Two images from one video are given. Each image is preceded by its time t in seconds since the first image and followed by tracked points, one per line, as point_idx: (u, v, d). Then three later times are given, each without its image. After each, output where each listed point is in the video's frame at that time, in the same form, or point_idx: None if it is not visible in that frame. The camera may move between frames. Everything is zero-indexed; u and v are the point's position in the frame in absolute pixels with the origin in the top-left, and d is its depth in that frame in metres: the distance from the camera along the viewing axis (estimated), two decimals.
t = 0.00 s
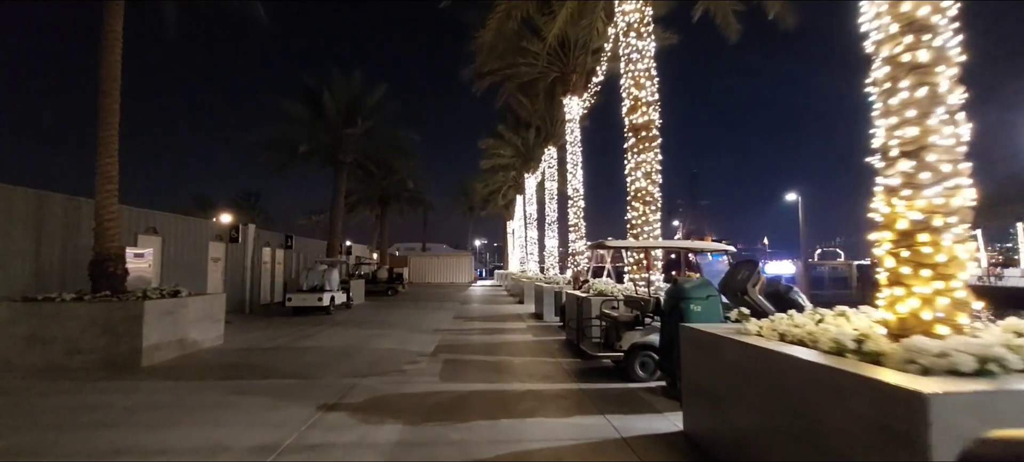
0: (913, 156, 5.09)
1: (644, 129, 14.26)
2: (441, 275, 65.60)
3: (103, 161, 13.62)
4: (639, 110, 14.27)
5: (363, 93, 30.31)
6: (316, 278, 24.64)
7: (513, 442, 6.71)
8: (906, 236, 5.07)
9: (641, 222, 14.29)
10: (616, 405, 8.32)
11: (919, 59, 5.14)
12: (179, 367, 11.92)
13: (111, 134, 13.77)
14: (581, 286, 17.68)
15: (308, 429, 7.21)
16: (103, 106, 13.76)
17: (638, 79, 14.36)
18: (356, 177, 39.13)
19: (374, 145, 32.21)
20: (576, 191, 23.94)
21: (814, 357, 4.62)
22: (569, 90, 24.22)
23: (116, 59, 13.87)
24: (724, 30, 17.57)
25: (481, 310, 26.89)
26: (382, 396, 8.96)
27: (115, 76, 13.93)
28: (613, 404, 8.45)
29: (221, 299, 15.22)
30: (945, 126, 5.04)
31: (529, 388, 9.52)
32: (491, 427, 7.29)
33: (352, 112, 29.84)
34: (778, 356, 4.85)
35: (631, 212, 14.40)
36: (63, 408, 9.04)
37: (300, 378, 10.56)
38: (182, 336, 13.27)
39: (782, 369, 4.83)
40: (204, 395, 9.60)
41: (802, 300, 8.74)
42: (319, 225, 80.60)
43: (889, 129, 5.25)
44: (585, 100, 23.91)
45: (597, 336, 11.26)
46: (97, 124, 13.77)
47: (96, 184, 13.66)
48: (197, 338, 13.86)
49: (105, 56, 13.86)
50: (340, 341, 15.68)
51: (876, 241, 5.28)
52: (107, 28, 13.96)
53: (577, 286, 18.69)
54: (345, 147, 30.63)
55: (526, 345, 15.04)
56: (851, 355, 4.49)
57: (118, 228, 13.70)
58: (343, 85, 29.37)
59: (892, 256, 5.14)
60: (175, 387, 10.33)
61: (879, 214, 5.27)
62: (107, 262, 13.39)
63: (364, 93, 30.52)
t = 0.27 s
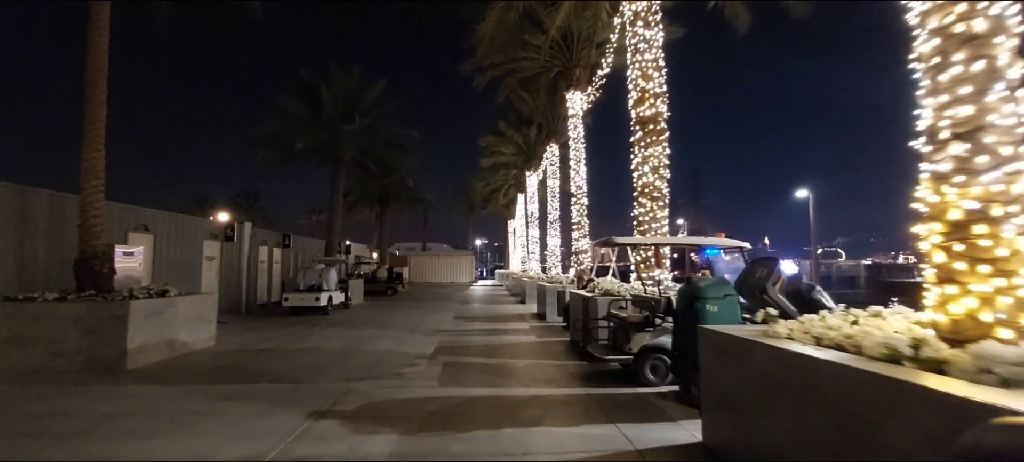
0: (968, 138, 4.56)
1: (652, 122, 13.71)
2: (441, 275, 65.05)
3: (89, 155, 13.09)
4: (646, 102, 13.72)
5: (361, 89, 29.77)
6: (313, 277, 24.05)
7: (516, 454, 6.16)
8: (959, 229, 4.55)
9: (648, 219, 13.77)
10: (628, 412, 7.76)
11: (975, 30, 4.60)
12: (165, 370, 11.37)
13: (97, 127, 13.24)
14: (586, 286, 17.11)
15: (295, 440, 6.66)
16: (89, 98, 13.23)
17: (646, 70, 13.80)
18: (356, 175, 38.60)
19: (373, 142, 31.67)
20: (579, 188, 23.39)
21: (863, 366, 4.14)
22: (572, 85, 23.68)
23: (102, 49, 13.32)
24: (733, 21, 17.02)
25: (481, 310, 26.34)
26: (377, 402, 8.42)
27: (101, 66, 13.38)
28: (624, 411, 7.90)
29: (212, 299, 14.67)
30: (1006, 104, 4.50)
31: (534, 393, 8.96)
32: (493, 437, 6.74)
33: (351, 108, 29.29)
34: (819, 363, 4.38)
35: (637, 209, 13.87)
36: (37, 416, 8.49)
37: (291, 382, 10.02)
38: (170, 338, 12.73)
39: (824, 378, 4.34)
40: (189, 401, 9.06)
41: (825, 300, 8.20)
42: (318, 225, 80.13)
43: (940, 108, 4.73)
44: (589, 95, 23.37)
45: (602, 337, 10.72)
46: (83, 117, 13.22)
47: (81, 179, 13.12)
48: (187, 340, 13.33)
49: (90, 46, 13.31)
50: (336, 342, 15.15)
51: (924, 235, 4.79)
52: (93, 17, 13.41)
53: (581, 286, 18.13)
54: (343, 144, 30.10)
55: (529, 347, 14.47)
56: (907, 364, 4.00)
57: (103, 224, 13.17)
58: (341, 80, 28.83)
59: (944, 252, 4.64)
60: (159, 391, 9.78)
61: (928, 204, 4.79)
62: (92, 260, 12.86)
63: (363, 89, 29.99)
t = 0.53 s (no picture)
0: None
1: (659, 120, 13.18)
2: (441, 275, 64.59)
3: (72, 154, 12.58)
4: (652, 99, 13.20)
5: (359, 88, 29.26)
6: (309, 279, 23.44)
7: None
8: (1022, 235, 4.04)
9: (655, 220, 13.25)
10: (640, 429, 7.23)
11: None
12: (149, 379, 10.86)
13: (81, 124, 12.72)
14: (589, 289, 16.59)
15: None
16: (74, 94, 12.71)
17: (653, 65, 13.27)
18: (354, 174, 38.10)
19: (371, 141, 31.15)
20: (582, 188, 22.86)
21: (923, 393, 3.67)
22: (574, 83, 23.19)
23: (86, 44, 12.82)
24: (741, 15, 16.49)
25: (481, 313, 25.82)
26: (369, 417, 7.91)
27: (86, 62, 12.87)
28: (634, 427, 7.37)
29: (202, 303, 14.16)
30: None
31: (537, 406, 8.43)
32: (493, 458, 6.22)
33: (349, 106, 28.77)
34: (872, 389, 3.86)
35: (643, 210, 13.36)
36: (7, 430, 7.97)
37: (280, 394, 9.51)
38: (157, 344, 12.22)
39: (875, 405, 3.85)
40: (171, 414, 8.55)
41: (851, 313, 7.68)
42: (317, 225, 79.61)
43: (995, 100, 4.25)
44: (592, 92, 22.88)
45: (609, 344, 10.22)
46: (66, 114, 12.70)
47: (65, 179, 12.61)
48: (174, 346, 12.81)
49: (74, 41, 12.80)
50: (331, 347, 14.64)
51: (979, 240, 4.27)
52: (77, 11, 12.89)
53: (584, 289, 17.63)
54: (341, 144, 29.59)
55: (530, 353, 13.96)
56: (976, 392, 3.52)
57: (87, 226, 12.66)
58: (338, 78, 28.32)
59: (1002, 259, 4.12)
60: (141, 403, 9.27)
61: (984, 205, 4.26)
62: (75, 263, 12.34)
63: (361, 88, 29.47)
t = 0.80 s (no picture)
0: None
1: (664, 111, 12.66)
2: (441, 275, 64.12)
3: (52, 146, 12.08)
4: (657, 89, 12.67)
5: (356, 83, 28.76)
6: (305, 278, 22.89)
7: None
8: None
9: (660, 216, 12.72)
10: (648, 437, 6.70)
11: None
12: (130, 381, 10.35)
13: (62, 116, 12.22)
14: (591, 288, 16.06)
15: None
16: (54, 84, 12.19)
17: (657, 54, 12.75)
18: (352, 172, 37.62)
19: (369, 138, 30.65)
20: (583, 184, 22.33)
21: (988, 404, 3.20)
22: (575, 77, 22.70)
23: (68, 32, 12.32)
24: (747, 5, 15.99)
25: (480, 312, 25.33)
26: (358, 423, 7.39)
27: (67, 51, 12.37)
28: (642, 435, 6.85)
29: (189, 302, 13.64)
30: None
31: (538, 412, 7.89)
32: None
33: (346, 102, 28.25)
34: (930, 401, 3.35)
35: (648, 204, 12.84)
36: None
37: (266, 397, 9.00)
38: (140, 345, 11.71)
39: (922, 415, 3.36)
40: (148, 419, 8.03)
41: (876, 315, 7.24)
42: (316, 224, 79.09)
43: None
44: (593, 86, 22.39)
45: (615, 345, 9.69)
46: (47, 105, 12.20)
47: (46, 172, 12.11)
48: (159, 347, 12.28)
49: (55, 29, 12.31)
50: (324, 348, 14.13)
51: None
52: None
53: (585, 287, 17.11)
54: (338, 140, 29.08)
55: (531, 354, 13.42)
56: None
57: (68, 222, 12.15)
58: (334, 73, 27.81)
59: None
60: (118, 407, 8.76)
61: None
62: (54, 261, 11.82)
63: (358, 83, 28.98)
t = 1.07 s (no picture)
0: None
1: (670, 105, 12.11)
2: (440, 275, 63.49)
3: (30, 142, 11.54)
4: (662, 83, 12.12)
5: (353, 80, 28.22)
6: (299, 279, 22.35)
7: None
8: None
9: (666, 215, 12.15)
10: (658, 455, 6.16)
11: None
12: (108, 390, 9.83)
13: (40, 111, 11.69)
14: (593, 290, 15.51)
15: None
16: (32, 77, 11.65)
17: (663, 46, 12.20)
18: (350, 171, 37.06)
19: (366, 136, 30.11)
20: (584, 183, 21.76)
21: None
22: (576, 73, 22.15)
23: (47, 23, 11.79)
24: None
25: (479, 314, 24.80)
26: (344, 439, 6.87)
27: (46, 43, 11.83)
28: (650, 453, 6.31)
29: (175, 306, 13.11)
30: None
31: (539, 425, 7.36)
32: None
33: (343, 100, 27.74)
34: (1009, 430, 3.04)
35: (653, 202, 12.29)
36: None
37: (249, 409, 8.49)
38: (121, 350, 11.19)
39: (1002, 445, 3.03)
40: (121, 433, 7.52)
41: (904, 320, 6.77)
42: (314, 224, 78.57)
43: None
44: (594, 82, 21.85)
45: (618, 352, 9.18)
46: (24, 99, 11.66)
47: (23, 169, 11.58)
48: (141, 352, 11.74)
49: (34, 20, 11.77)
50: (316, 352, 13.60)
51: None
52: None
53: (587, 289, 16.58)
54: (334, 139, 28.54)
55: (531, 360, 12.88)
56: None
57: (46, 221, 11.62)
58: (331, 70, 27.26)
59: None
60: (91, 419, 8.24)
61: None
62: (32, 262, 11.28)
63: (355, 80, 28.43)
